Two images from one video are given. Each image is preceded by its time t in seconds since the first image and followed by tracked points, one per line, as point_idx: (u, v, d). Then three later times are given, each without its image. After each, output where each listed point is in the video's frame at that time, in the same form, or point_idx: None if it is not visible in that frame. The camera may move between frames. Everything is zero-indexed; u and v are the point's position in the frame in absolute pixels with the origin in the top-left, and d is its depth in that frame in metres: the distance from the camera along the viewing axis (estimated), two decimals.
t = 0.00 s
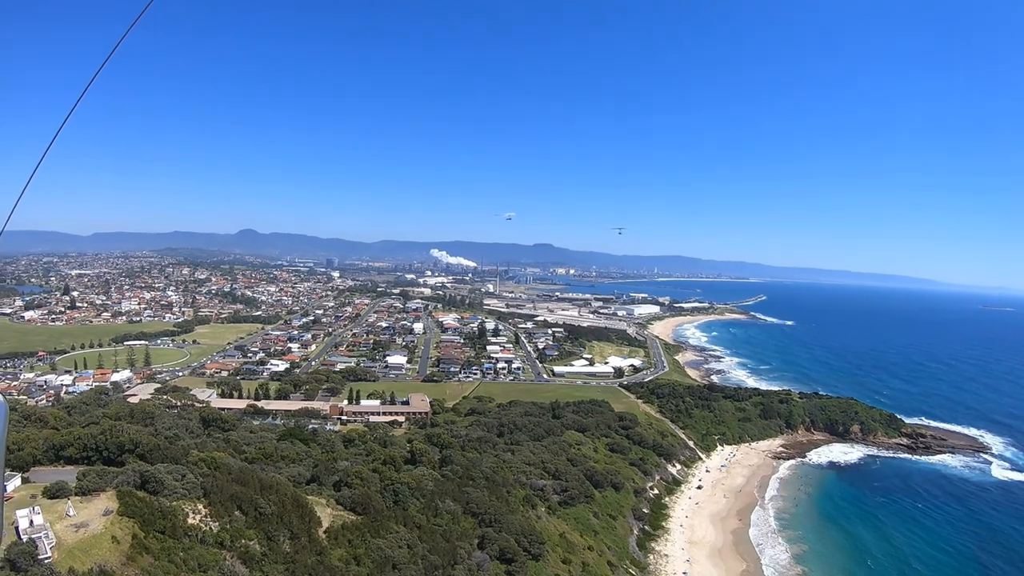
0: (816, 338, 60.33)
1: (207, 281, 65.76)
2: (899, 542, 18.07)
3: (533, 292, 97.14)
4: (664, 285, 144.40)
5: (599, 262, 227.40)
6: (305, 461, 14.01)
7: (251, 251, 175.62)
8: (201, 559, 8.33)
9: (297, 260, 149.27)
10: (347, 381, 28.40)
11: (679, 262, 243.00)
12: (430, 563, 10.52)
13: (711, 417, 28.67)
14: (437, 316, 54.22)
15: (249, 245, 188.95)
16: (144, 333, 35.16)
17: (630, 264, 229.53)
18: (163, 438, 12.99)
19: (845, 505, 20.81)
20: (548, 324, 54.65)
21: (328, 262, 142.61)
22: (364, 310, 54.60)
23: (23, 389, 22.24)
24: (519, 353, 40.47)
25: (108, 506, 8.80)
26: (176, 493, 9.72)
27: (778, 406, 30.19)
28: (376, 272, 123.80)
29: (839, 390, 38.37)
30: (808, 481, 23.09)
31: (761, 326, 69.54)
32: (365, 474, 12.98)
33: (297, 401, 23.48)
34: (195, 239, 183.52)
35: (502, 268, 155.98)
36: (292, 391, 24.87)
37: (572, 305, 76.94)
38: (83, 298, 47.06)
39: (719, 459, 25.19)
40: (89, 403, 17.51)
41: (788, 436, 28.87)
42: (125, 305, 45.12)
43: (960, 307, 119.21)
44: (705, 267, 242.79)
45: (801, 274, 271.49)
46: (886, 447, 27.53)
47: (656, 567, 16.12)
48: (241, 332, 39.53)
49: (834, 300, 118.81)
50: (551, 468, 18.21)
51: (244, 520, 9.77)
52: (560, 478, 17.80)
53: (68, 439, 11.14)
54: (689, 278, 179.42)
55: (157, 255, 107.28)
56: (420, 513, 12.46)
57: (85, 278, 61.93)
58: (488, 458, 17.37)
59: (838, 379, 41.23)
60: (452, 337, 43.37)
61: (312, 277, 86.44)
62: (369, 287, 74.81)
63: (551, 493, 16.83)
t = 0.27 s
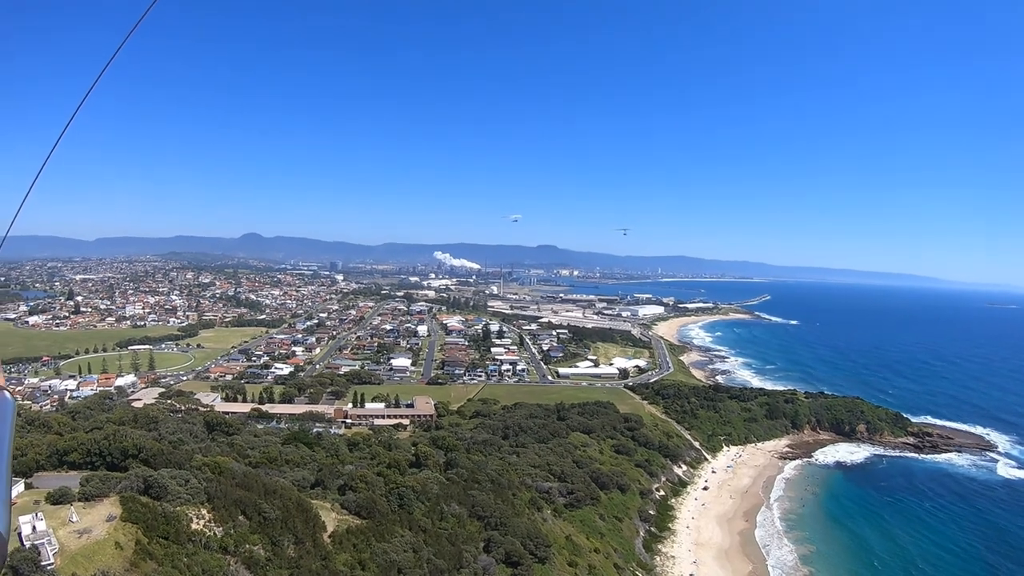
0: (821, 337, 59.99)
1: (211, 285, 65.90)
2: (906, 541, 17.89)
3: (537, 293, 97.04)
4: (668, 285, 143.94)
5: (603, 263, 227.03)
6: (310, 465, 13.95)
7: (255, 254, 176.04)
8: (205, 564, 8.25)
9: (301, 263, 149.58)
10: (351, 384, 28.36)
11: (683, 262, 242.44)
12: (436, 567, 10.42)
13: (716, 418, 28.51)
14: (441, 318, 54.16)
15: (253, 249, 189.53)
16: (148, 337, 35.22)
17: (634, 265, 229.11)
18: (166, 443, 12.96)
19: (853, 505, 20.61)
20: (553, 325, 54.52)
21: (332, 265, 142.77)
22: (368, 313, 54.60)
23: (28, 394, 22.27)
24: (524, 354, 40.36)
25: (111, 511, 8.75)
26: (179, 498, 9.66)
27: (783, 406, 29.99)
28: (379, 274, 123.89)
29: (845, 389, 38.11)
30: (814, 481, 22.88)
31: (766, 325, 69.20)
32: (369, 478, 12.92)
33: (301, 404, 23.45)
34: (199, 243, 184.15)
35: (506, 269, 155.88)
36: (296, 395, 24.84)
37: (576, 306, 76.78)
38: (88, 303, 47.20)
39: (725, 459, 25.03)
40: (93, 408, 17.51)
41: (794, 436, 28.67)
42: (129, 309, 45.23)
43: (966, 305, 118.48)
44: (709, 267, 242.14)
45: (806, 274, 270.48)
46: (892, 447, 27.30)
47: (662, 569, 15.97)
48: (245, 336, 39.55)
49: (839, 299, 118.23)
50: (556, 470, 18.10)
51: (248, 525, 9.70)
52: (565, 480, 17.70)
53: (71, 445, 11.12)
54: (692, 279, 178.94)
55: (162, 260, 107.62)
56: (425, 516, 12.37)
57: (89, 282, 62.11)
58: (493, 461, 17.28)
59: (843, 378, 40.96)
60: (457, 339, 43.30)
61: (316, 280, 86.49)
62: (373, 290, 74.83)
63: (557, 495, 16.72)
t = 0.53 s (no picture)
0: (823, 338, 59.81)
1: (212, 290, 65.92)
2: (909, 543, 17.78)
3: (539, 296, 96.96)
4: (670, 287, 143.77)
5: (604, 266, 226.90)
6: (311, 470, 13.89)
7: (256, 259, 176.32)
8: (204, 571, 8.18)
9: (302, 267, 149.85)
10: (353, 389, 28.31)
11: (684, 264, 242.24)
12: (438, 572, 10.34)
13: (719, 420, 28.39)
14: (443, 321, 54.11)
15: (254, 253, 189.81)
16: (149, 342, 35.20)
17: (635, 267, 228.93)
18: (167, 448, 12.93)
19: (857, 506, 20.47)
20: (554, 328, 54.41)
21: (333, 269, 142.84)
22: (369, 317, 54.58)
23: (28, 399, 22.22)
24: (525, 358, 40.28)
25: (111, 517, 8.71)
26: (179, 504, 9.62)
27: (786, 408, 29.87)
28: (381, 278, 123.97)
29: (847, 390, 37.97)
30: (818, 483, 22.75)
31: (767, 327, 69.03)
32: (371, 483, 12.87)
33: (303, 408, 23.40)
34: (200, 247, 184.42)
35: (507, 272, 155.86)
36: (297, 399, 24.78)
37: (577, 309, 76.69)
38: (90, 308, 47.26)
39: (728, 462, 24.91)
40: (94, 413, 17.47)
41: (797, 437, 28.54)
42: (131, 314, 45.24)
43: (968, 304, 118.29)
44: (710, 268, 241.84)
45: (808, 275, 270.08)
46: (896, 448, 27.16)
47: (666, 572, 15.87)
48: (247, 340, 39.54)
49: (841, 300, 118.04)
50: (559, 474, 18.01)
51: (248, 530, 9.64)
52: (568, 484, 17.60)
53: (71, 450, 11.09)
54: (694, 281, 178.78)
55: (163, 264, 107.80)
56: (427, 522, 12.28)
57: (91, 288, 62.22)
58: (495, 465, 17.20)
59: (846, 380, 40.82)
60: (458, 343, 43.25)
61: (317, 284, 86.55)
62: (374, 294, 74.83)
63: (559, 499, 16.63)
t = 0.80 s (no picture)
0: (822, 341, 59.78)
1: (211, 294, 65.84)
2: (910, 546, 17.70)
3: (538, 300, 96.93)
4: (669, 291, 143.82)
5: (603, 269, 226.91)
6: (309, 475, 13.82)
7: (255, 263, 176.26)
8: None
9: (302, 272, 149.81)
10: (352, 393, 28.22)
11: (684, 268, 242.35)
12: None
13: (719, 424, 28.31)
14: (442, 325, 54.05)
15: (253, 258, 189.78)
16: (148, 346, 35.11)
17: (635, 271, 228.95)
18: (165, 454, 12.87)
19: (858, 510, 20.39)
20: (554, 332, 54.35)
21: (332, 273, 142.81)
22: (369, 321, 54.51)
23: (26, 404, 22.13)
24: (524, 361, 40.19)
25: (107, 524, 8.65)
26: (177, 510, 9.56)
27: (786, 411, 29.80)
28: (379, 282, 123.97)
29: (848, 393, 37.91)
30: (819, 486, 22.67)
31: (767, 330, 69.02)
32: (370, 488, 12.82)
33: (302, 413, 23.30)
34: (199, 252, 184.33)
35: (507, 276, 155.89)
36: (296, 404, 24.69)
37: (576, 312, 76.67)
38: (89, 312, 47.17)
39: (728, 465, 24.83)
40: (93, 418, 17.39)
41: (798, 440, 28.47)
42: (130, 319, 45.15)
43: (967, 307, 118.52)
44: (709, 272, 241.90)
45: (807, 278, 270.30)
46: (897, 450, 27.09)
47: None
48: (246, 345, 39.44)
49: (840, 302, 118.15)
50: (559, 478, 17.93)
51: (246, 537, 9.57)
52: (568, 489, 17.52)
53: (69, 456, 11.03)
54: (693, 284, 178.89)
55: (162, 269, 107.83)
56: (426, 527, 12.21)
57: (90, 292, 62.15)
58: (495, 469, 17.12)
59: (846, 382, 40.77)
60: (458, 347, 43.19)
61: (316, 288, 86.48)
62: (373, 298, 74.79)
63: (560, 504, 16.55)
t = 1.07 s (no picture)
0: (819, 345, 59.88)
1: (208, 299, 65.68)
2: (908, 551, 17.68)
3: (535, 305, 96.94)
4: (665, 295, 144.07)
5: (600, 274, 227.15)
6: (305, 481, 13.74)
7: (252, 267, 175.97)
8: None
9: (298, 276, 149.16)
10: (349, 398, 28.13)
11: (680, 272, 242.83)
12: None
13: (717, 429, 28.29)
14: (439, 330, 53.97)
15: (250, 262, 189.51)
16: (144, 351, 34.95)
17: (631, 275, 229.28)
18: (160, 459, 12.80)
19: (855, 514, 20.38)
20: (551, 337, 54.34)
21: (329, 277, 142.70)
22: (365, 326, 54.39)
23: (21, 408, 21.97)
24: (521, 367, 40.14)
25: (101, 531, 8.58)
26: (171, 516, 9.49)
27: (784, 415, 29.81)
28: (376, 287, 123.88)
29: (845, 397, 37.94)
30: (816, 491, 22.66)
31: (763, 334, 69.14)
32: (366, 495, 12.76)
33: (298, 419, 23.20)
34: (196, 256, 183.93)
35: (503, 281, 155.96)
36: (293, 409, 24.59)
37: (573, 317, 76.69)
38: (85, 316, 46.98)
39: (726, 470, 24.80)
40: (88, 423, 17.28)
41: (796, 445, 28.47)
42: (126, 323, 44.98)
43: (962, 310, 118.96)
44: (706, 276, 242.46)
45: (804, 282, 270.94)
46: (895, 454, 27.11)
47: None
48: (242, 349, 39.32)
49: (836, 306, 118.43)
50: (556, 484, 17.87)
51: (241, 544, 9.49)
52: (565, 494, 17.47)
53: (63, 461, 10.94)
54: (690, 288, 178.99)
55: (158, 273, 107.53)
56: (423, 534, 12.12)
57: (86, 296, 61.93)
58: (492, 476, 17.06)
59: (843, 386, 40.83)
60: (454, 352, 43.11)
61: (313, 293, 86.34)
62: (370, 303, 74.69)
63: (557, 510, 16.49)
